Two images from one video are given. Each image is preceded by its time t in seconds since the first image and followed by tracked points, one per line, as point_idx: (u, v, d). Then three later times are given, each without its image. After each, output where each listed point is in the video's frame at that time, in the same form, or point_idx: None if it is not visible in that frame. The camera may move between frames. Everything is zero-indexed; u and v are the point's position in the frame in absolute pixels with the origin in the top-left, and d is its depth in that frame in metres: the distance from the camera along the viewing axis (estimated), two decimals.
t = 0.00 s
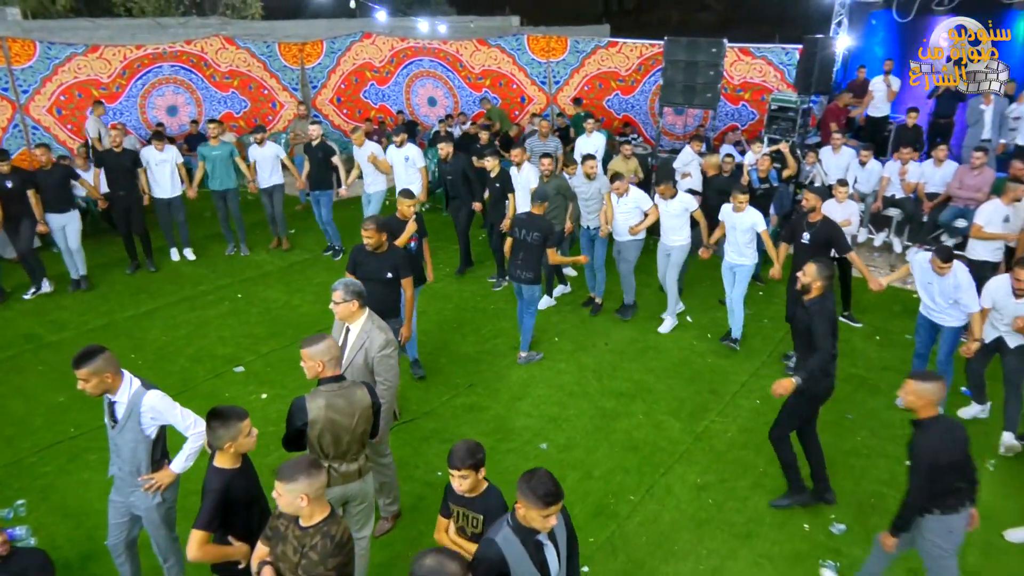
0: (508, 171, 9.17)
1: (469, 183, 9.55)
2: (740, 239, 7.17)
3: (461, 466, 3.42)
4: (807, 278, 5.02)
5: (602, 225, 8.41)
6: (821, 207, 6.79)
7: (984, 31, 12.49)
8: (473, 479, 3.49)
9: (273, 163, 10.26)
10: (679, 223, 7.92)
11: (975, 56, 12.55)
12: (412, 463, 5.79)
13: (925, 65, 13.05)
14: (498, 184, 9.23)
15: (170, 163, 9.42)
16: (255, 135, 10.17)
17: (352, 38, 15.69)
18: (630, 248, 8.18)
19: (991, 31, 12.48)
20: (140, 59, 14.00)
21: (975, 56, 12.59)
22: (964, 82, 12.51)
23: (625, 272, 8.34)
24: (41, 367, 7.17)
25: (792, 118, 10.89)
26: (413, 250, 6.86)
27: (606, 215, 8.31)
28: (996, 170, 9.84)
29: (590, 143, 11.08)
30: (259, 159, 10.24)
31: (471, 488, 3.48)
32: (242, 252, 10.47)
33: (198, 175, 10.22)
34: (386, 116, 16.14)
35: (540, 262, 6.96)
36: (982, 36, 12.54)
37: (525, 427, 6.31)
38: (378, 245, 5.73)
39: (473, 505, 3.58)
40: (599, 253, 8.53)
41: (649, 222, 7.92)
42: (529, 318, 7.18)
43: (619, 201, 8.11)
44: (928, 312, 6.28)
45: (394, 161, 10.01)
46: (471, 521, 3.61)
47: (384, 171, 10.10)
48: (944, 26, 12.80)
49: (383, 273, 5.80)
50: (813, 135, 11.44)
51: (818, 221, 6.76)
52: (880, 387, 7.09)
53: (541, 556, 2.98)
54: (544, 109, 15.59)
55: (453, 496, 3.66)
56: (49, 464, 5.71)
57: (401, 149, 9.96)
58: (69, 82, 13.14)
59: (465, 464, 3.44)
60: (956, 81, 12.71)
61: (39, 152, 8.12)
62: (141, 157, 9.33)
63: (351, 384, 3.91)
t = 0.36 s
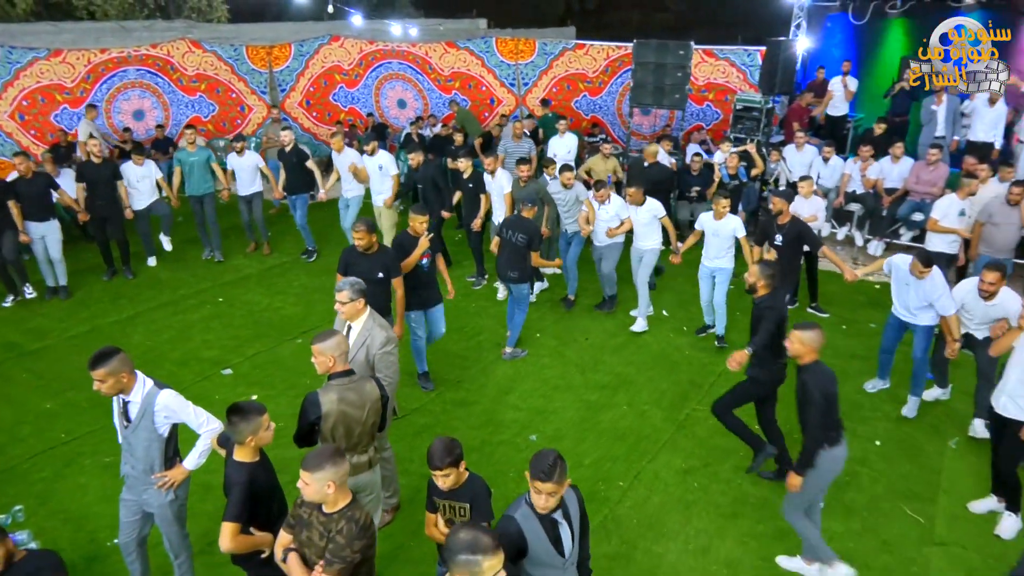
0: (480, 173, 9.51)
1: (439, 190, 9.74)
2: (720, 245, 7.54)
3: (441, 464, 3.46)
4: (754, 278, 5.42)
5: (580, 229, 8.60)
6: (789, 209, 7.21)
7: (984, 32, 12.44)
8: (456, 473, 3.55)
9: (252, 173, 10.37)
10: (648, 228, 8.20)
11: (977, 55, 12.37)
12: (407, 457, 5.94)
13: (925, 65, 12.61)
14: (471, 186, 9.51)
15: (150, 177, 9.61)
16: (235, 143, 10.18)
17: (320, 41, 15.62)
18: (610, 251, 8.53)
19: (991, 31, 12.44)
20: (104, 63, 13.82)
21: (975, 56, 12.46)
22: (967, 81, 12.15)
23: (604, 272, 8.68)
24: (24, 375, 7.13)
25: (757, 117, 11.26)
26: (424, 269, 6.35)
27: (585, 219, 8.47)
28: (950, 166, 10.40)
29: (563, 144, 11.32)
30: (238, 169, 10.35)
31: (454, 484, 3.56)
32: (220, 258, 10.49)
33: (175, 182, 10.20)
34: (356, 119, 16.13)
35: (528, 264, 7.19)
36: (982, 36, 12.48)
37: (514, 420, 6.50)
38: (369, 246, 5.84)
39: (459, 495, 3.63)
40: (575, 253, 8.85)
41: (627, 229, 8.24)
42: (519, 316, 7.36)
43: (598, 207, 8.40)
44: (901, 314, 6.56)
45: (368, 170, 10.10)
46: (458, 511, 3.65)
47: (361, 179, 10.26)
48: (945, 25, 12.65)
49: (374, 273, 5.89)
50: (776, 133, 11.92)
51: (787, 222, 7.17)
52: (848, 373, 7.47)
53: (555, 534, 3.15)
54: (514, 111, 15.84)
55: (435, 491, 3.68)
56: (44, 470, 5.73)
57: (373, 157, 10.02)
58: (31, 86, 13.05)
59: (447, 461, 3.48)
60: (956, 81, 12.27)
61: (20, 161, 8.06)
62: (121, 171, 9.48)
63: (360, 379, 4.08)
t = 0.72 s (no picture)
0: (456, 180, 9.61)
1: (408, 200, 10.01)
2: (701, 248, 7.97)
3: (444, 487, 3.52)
4: (694, 274, 6.07)
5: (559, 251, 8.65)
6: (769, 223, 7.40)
7: (985, 32, 12.80)
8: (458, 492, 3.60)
9: (235, 181, 10.52)
10: (624, 235, 8.33)
11: (976, 55, 12.91)
12: (401, 452, 6.08)
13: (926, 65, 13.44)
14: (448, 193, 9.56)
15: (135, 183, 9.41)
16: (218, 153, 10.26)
17: (289, 44, 15.62)
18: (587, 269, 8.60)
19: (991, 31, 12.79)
20: (69, 68, 13.60)
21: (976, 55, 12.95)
22: (965, 80, 13.03)
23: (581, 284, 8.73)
24: (7, 383, 7.08)
25: (724, 117, 11.64)
26: (445, 291, 5.99)
27: (562, 247, 8.61)
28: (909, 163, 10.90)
29: (537, 145, 11.57)
30: (221, 177, 10.48)
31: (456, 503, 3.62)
32: (197, 263, 10.49)
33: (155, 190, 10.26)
34: (327, 122, 16.11)
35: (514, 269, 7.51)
36: (983, 35, 12.86)
37: (504, 413, 6.69)
38: (360, 247, 5.99)
39: (455, 513, 3.69)
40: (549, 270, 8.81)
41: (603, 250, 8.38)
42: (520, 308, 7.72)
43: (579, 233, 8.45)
44: (879, 329, 6.73)
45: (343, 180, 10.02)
46: (455, 527, 3.72)
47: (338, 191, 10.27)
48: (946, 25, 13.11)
49: (366, 273, 6.06)
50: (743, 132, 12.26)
51: (768, 236, 7.36)
52: (819, 361, 7.82)
53: (565, 515, 3.30)
54: (485, 113, 16.02)
55: (435, 507, 3.72)
56: (37, 475, 5.74)
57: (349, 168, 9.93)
58: None
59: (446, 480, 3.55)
60: (956, 80, 13.22)
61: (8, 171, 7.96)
62: (104, 179, 9.30)
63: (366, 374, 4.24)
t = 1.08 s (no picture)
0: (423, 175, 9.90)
1: (376, 196, 10.17)
2: (677, 237, 8.16)
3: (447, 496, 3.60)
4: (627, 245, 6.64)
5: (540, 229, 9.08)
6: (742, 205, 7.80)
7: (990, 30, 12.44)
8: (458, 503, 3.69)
9: (209, 177, 10.45)
10: (601, 221, 8.62)
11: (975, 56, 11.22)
12: (395, 447, 6.22)
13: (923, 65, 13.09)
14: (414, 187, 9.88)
15: (110, 180, 9.40)
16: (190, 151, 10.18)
17: (261, 46, 15.44)
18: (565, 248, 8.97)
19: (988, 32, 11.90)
20: (35, 71, 13.43)
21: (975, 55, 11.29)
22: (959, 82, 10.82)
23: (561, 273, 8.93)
24: None
25: (694, 117, 11.97)
26: (459, 298, 5.83)
27: (542, 221, 9.03)
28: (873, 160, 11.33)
29: (513, 145, 11.80)
30: (194, 174, 10.42)
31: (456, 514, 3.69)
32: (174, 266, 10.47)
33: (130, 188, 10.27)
34: (299, 124, 16.07)
35: (497, 254, 8.07)
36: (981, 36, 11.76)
37: (493, 407, 6.87)
38: (350, 245, 6.10)
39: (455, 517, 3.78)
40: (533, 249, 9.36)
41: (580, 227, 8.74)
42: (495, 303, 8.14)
43: (557, 207, 8.85)
44: (853, 299, 7.17)
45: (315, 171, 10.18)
46: (452, 532, 3.78)
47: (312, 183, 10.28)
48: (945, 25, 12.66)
49: (357, 273, 6.15)
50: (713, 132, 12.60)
51: (741, 217, 7.73)
52: (792, 350, 8.14)
53: (582, 495, 3.45)
54: (458, 114, 16.29)
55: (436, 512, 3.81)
56: (31, 479, 5.76)
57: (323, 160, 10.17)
58: None
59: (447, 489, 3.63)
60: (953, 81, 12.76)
61: None
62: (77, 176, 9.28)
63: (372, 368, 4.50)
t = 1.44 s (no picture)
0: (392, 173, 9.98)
1: (349, 194, 10.06)
2: (654, 233, 8.36)
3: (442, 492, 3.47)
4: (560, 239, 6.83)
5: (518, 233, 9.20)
6: (714, 202, 8.02)
7: (984, 31, 12.90)
8: (454, 494, 3.57)
9: (178, 183, 10.44)
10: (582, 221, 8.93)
11: (975, 55, 12.91)
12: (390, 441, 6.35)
13: (925, 66, 13.50)
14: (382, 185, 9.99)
15: (81, 187, 9.39)
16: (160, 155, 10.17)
17: (233, 48, 15.39)
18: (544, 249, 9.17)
19: (990, 31, 12.90)
20: (3, 74, 13.27)
21: (975, 55, 12.97)
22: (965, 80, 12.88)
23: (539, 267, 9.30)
24: None
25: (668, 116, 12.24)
26: (466, 320, 5.62)
27: (522, 226, 9.13)
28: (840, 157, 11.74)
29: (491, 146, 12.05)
30: (164, 179, 10.38)
31: (450, 506, 3.57)
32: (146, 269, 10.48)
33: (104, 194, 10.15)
34: (274, 126, 16.00)
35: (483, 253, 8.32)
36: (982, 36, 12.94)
37: (484, 401, 7.03)
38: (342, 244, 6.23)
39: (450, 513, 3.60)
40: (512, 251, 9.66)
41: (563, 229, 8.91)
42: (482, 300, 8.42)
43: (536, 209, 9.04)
44: (820, 291, 7.42)
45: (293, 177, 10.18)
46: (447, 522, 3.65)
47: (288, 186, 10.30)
48: (945, 25, 13.24)
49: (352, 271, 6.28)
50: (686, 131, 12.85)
51: (714, 214, 7.97)
52: (768, 340, 8.44)
53: (594, 472, 3.78)
54: (432, 115, 16.41)
55: (436, 503, 3.71)
56: (26, 483, 5.77)
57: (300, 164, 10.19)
58: None
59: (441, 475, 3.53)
60: (956, 80, 13.06)
61: None
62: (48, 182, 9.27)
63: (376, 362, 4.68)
